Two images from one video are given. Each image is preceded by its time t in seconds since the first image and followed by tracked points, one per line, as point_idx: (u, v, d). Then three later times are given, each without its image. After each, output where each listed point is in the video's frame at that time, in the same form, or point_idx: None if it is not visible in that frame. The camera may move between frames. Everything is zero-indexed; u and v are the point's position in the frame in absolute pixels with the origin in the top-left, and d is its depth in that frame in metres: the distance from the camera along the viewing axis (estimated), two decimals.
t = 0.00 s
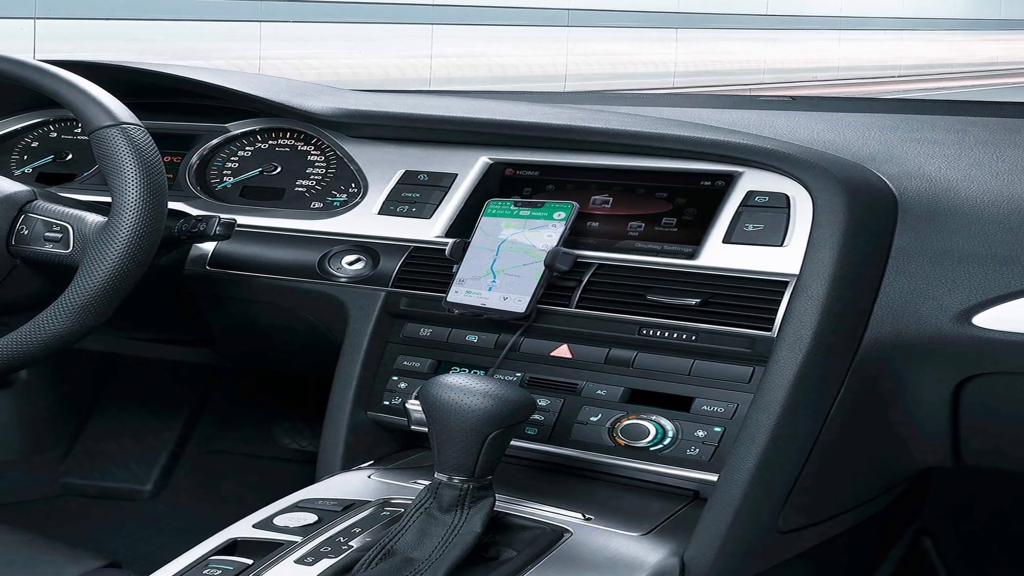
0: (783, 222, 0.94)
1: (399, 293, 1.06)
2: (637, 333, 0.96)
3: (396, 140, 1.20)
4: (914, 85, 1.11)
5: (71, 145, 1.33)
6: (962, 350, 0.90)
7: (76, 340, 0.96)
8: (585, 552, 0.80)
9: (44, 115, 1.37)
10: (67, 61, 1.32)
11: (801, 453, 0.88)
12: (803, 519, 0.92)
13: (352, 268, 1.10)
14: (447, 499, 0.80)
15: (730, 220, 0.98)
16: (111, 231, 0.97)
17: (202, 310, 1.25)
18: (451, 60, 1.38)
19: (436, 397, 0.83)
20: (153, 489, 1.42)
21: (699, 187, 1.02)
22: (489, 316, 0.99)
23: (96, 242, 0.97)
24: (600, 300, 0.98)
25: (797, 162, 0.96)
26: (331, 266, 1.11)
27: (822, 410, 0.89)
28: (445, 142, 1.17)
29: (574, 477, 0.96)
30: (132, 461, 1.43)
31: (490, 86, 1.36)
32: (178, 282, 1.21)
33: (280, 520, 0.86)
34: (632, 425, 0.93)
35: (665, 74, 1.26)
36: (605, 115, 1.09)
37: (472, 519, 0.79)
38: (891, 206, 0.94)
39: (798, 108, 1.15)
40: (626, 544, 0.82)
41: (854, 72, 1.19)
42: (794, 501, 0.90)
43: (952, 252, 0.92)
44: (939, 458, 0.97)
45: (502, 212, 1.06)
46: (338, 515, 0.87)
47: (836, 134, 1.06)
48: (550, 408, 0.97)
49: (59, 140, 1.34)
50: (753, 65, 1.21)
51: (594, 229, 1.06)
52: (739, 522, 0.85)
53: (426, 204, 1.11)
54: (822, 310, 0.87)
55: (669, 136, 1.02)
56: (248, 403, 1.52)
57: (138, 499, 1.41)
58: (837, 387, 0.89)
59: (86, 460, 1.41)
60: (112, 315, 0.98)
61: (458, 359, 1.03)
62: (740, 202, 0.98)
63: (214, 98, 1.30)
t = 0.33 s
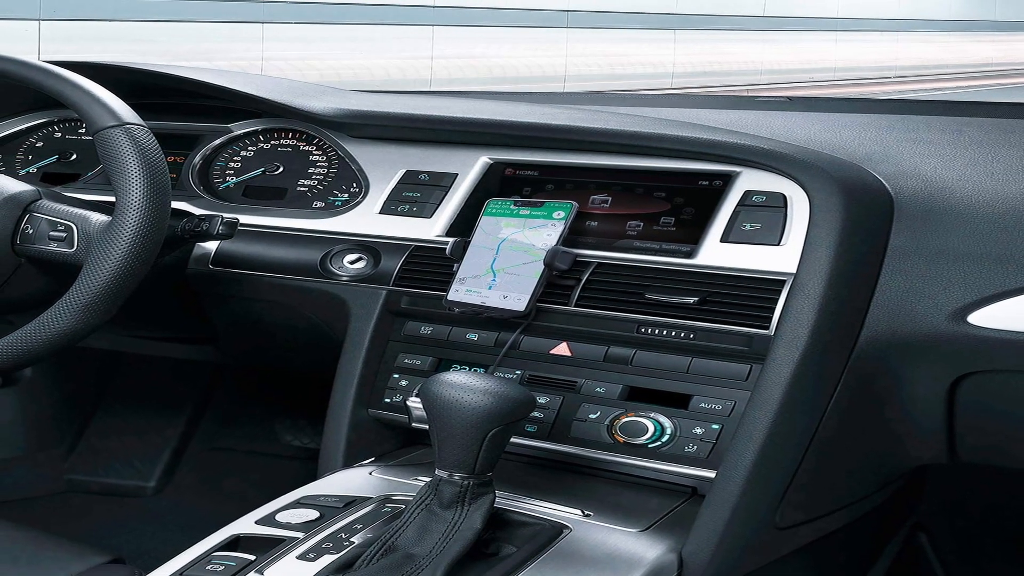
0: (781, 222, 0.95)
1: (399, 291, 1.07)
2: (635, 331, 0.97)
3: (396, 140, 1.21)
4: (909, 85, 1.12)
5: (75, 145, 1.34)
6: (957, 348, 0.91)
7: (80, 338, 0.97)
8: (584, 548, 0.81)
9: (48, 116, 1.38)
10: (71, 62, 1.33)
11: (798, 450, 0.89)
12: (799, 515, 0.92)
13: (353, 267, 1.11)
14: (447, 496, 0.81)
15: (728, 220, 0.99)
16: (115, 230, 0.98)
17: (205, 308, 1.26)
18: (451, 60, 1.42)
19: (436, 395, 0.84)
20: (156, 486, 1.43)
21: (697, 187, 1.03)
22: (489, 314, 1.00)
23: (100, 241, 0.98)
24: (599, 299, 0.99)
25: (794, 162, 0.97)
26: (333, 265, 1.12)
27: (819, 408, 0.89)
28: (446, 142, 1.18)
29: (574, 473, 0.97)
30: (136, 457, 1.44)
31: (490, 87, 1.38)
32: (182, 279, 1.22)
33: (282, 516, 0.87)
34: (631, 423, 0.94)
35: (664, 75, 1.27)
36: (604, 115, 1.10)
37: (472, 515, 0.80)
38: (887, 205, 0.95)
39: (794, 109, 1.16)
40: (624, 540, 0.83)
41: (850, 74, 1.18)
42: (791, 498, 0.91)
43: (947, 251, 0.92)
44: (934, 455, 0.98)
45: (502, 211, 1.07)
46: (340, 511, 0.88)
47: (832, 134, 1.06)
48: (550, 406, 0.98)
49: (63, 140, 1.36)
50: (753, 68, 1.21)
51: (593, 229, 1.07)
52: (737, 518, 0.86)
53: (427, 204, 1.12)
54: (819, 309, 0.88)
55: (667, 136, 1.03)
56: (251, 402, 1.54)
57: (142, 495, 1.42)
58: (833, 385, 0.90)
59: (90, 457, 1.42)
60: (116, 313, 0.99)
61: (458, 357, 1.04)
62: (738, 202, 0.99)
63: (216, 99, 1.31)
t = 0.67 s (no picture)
0: (778, 221, 0.96)
1: (401, 290, 1.08)
2: (634, 329, 0.98)
3: (397, 141, 1.22)
4: (907, 85, 1.13)
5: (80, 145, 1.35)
6: (953, 346, 0.91)
7: (84, 336, 0.98)
8: (583, 544, 0.82)
9: (53, 116, 1.39)
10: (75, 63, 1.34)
11: (795, 447, 0.90)
12: (796, 512, 0.93)
13: (355, 266, 1.12)
14: (448, 492, 0.82)
15: (726, 219, 1.00)
16: (119, 230, 0.99)
17: (208, 307, 1.28)
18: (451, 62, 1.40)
19: (437, 392, 0.85)
20: (160, 483, 1.43)
21: (695, 187, 1.04)
22: (489, 312, 1.01)
23: (104, 240, 0.99)
24: (598, 298, 1.00)
25: (791, 162, 0.98)
26: (334, 264, 1.13)
27: (816, 405, 0.90)
28: (446, 142, 1.19)
29: (573, 470, 0.99)
30: (139, 454, 1.44)
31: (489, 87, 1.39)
32: (184, 279, 1.23)
33: (285, 512, 0.88)
34: (629, 420, 0.95)
35: (662, 76, 1.28)
36: (603, 116, 1.11)
37: (472, 511, 0.81)
38: (883, 205, 0.96)
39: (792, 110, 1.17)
40: (623, 536, 0.84)
41: (848, 74, 1.17)
42: (788, 494, 0.91)
43: (943, 250, 0.93)
44: (930, 452, 0.99)
45: (502, 211, 1.08)
46: (341, 508, 0.89)
47: (829, 135, 1.08)
48: (549, 403, 0.99)
49: (68, 141, 1.37)
50: (749, 67, 1.23)
51: (592, 228, 1.08)
52: (735, 514, 0.87)
53: (428, 203, 1.13)
54: (816, 307, 0.89)
55: (665, 136, 1.04)
56: (252, 398, 1.57)
57: (145, 492, 1.42)
58: (830, 382, 0.91)
59: (94, 454, 1.43)
60: (119, 312, 1.00)
61: (459, 355, 1.05)
62: (735, 201, 1.00)
63: (219, 100, 1.32)
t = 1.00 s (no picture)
0: (775, 220, 0.97)
1: (401, 289, 1.09)
2: (633, 328, 0.99)
3: (399, 140, 1.23)
4: (902, 87, 1.14)
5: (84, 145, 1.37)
6: (948, 345, 0.92)
7: (89, 335, 0.99)
8: (583, 540, 0.83)
9: (57, 116, 1.40)
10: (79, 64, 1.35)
11: (792, 444, 0.91)
12: (793, 508, 0.94)
13: (356, 265, 1.13)
14: (448, 489, 0.83)
15: (723, 218, 1.01)
16: (122, 229, 0.99)
17: (210, 306, 1.29)
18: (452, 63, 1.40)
19: (437, 390, 0.86)
20: (164, 479, 1.44)
21: (693, 186, 1.05)
22: (490, 310, 1.02)
23: (108, 239, 1.00)
24: (597, 296, 1.01)
25: (789, 162, 0.99)
26: (336, 263, 1.14)
27: (812, 403, 0.91)
28: (447, 142, 1.19)
29: (572, 467, 1.00)
30: (143, 451, 1.46)
31: (489, 88, 1.40)
32: (187, 278, 1.24)
33: (287, 508, 0.89)
34: (628, 417, 0.96)
35: (661, 76, 1.29)
36: (602, 116, 1.12)
37: (473, 507, 0.82)
38: (879, 204, 0.97)
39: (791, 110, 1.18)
40: (622, 533, 0.85)
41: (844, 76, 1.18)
42: (785, 491, 0.92)
43: (938, 249, 0.94)
44: (925, 448, 1.00)
45: (502, 211, 1.09)
46: (342, 505, 0.90)
47: (825, 135, 1.09)
48: (549, 401, 1.00)
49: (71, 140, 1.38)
50: (746, 69, 1.24)
51: (591, 227, 1.09)
52: (732, 510, 0.88)
53: (428, 203, 1.14)
54: (813, 305, 0.90)
55: (663, 136, 1.05)
56: (255, 396, 1.57)
57: (148, 489, 1.43)
58: (826, 380, 0.92)
59: (97, 451, 1.44)
60: (123, 310, 1.01)
61: (459, 353, 1.06)
62: (733, 201, 1.01)
63: (222, 100, 1.33)
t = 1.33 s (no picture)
0: (772, 220, 0.98)
1: (402, 287, 1.10)
2: (632, 326, 1.00)
3: (400, 140, 1.24)
4: (897, 88, 1.16)
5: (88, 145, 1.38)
6: (944, 343, 0.93)
7: (93, 333, 1.00)
8: (581, 536, 0.84)
9: (60, 117, 1.41)
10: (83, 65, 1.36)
11: (789, 441, 0.92)
12: (790, 505, 0.95)
13: (357, 265, 1.14)
14: (448, 485, 0.84)
15: (721, 218, 1.02)
16: (126, 229, 1.00)
17: (213, 304, 1.30)
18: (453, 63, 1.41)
19: (438, 388, 0.86)
20: (166, 476, 1.46)
21: (691, 186, 1.06)
22: (490, 309, 1.03)
23: (111, 239, 1.01)
24: (596, 295, 1.02)
25: (786, 162, 1.00)
26: (337, 262, 1.15)
27: (809, 400, 0.92)
28: (447, 142, 1.20)
29: (572, 464, 1.01)
30: (146, 448, 1.47)
31: (489, 88, 1.42)
32: (190, 277, 1.25)
33: (289, 505, 0.90)
34: (627, 415, 0.97)
35: (658, 76, 1.30)
36: (601, 117, 1.14)
37: (473, 503, 0.83)
38: (875, 204, 0.98)
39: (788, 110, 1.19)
40: (620, 529, 0.85)
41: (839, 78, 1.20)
42: (783, 487, 0.93)
43: (934, 249, 0.95)
44: (920, 444, 1.01)
45: (502, 210, 1.10)
46: (344, 501, 0.91)
47: (822, 136, 1.09)
48: (548, 399, 1.01)
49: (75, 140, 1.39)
50: (745, 68, 1.24)
51: (589, 226, 1.10)
52: (730, 506, 0.89)
53: (429, 202, 1.16)
54: (809, 304, 0.91)
55: (661, 136, 1.07)
56: (257, 395, 1.58)
57: (152, 486, 1.45)
58: (823, 378, 0.93)
59: (101, 448, 1.45)
60: (127, 309, 1.02)
61: (460, 351, 1.07)
62: (730, 201, 1.02)
63: (224, 100, 1.34)
